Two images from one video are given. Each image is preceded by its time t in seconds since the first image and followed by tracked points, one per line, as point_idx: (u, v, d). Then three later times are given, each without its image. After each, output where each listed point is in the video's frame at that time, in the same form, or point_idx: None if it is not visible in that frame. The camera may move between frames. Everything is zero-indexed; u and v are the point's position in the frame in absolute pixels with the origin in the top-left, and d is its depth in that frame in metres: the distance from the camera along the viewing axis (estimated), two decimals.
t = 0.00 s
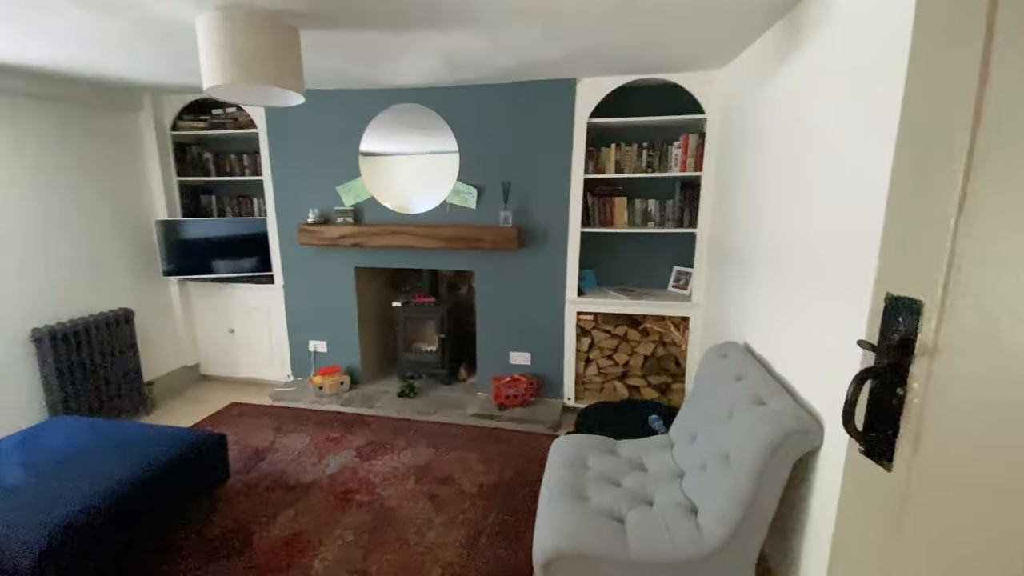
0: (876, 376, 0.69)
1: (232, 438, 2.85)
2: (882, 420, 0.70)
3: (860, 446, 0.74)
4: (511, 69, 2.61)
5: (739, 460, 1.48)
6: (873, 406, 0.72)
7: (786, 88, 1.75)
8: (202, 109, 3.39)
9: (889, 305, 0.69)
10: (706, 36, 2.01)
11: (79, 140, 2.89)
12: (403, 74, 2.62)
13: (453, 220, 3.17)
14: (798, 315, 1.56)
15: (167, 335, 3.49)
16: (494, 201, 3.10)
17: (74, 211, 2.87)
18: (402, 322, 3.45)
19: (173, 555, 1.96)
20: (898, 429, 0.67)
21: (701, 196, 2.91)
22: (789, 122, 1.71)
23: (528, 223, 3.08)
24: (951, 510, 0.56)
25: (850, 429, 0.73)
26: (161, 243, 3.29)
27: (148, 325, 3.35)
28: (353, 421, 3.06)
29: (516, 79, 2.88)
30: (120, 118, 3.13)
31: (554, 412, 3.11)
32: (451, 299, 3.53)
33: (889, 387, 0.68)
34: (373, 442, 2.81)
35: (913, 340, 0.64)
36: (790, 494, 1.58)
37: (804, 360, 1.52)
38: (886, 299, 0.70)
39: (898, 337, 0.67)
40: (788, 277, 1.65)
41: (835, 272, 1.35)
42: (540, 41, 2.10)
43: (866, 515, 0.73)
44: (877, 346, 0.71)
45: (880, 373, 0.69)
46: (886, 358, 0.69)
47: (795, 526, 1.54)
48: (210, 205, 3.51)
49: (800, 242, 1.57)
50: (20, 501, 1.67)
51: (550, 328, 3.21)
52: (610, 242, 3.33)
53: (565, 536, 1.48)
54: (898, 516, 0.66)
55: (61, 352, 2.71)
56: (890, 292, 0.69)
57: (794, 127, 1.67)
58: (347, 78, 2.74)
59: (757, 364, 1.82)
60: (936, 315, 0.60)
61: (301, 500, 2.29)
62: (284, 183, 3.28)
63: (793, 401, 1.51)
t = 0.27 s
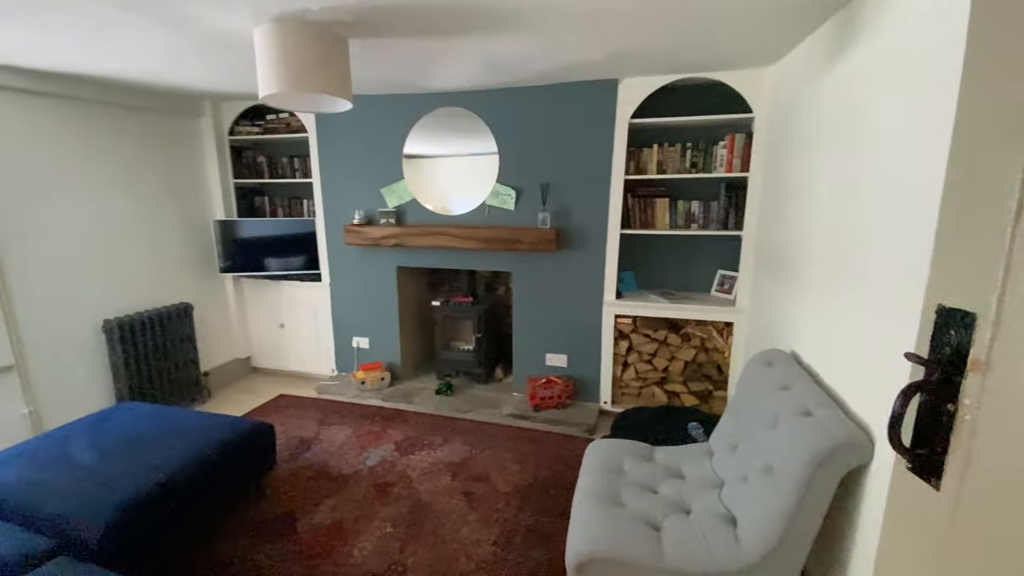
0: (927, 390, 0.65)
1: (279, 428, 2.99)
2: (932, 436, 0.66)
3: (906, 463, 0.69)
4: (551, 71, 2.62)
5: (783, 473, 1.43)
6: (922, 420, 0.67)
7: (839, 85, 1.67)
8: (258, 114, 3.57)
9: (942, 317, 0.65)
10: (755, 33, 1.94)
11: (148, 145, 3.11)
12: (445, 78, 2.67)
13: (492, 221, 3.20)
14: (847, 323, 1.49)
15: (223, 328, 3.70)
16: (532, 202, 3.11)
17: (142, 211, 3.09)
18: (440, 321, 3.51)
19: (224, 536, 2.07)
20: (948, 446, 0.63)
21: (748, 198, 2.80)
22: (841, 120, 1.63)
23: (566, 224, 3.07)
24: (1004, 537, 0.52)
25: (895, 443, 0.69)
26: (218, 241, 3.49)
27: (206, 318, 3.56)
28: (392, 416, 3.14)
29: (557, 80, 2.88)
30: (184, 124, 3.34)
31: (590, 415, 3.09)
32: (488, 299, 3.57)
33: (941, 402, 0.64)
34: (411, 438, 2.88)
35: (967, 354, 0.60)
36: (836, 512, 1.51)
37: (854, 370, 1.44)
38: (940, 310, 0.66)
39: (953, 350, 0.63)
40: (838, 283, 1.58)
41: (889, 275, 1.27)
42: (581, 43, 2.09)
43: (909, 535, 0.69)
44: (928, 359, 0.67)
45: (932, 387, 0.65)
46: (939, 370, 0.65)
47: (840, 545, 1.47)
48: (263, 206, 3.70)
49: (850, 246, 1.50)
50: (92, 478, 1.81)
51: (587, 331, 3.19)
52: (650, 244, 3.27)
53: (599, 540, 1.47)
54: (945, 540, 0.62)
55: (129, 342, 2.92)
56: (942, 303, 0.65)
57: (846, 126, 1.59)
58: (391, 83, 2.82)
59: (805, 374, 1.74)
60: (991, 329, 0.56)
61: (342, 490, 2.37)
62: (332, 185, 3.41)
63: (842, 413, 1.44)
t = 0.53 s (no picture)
0: (977, 398, 0.64)
1: (320, 419, 3.10)
2: (983, 446, 0.64)
3: (953, 473, 0.68)
4: (587, 71, 2.60)
5: (825, 484, 1.37)
6: (973, 431, 0.65)
7: (890, 79, 1.58)
8: (303, 118, 3.72)
9: (995, 323, 0.63)
10: (802, 26, 1.86)
11: (202, 148, 3.29)
12: (482, 80, 2.70)
13: (527, 221, 3.21)
14: (896, 328, 1.42)
15: (269, 323, 3.87)
16: (568, 203, 3.09)
17: (196, 211, 3.27)
18: (474, 320, 3.55)
19: (267, 520, 2.17)
20: (1001, 456, 0.61)
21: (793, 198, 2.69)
22: (891, 116, 1.56)
23: (602, 225, 3.04)
24: None
25: (942, 454, 0.68)
26: (265, 240, 3.65)
27: (253, 313, 3.74)
28: (426, 412, 3.20)
29: (593, 79, 2.86)
30: (236, 129, 3.52)
31: (623, 418, 3.04)
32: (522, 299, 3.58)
33: (992, 411, 0.63)
34: (444, 434, 2.92)
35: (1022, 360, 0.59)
36: (883, 529, 1.43)
37: (903, 379, 1.37)
38: (992, 315, 0.64)
39: (1003, 358, 0.62)
40: (885, 286, 1.51)
41: (941, 279, 1.20)
42: (618, 42, 2.07)
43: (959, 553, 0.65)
44: (977, 366, 0.65)
45: (981, 397, 0.64)
46: (988, 378, 0.63)
47: (888, 564, 1.39)
48: (308, 206, 3.85)
49: (898, 247, 1.44)
50: (147, 460, 1.94)
51: (621, 333, 3.15)
52: (689, 245, 3.20)
53: (629, 544, 1.45)
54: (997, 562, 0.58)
55: (182, 334, 3.10)
56: (997, 308, 0.63)
57: (897, 121, 1.51)
58: (430, 86, 2.87)
59: (851, 382, 1.66)
60: None
61: (377, 483, 2.44)
62: (372, 186, 3.50)
63: (890, 424, 1.36)
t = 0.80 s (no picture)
0: None
1: (354, 414, 3.19)
2: None
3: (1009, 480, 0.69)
4: (623, 70, 2.57)
5: (866, 497, 1.31)
6: None
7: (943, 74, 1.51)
8: (343, 121, 3.83)
9: None
10: (850, 20, 1.79)
11: (248, 151, 3.44)
12: (516, 82, 2.71)
13: (559, 222, 3.21)
14: (946, 336, 1.35)
15: (308, 319, 4.01)
16: (601, 203, 3.07)
17: (242, 211, 3.42)
18: (505, 320, 3.57)
19: (303, 509, 2.25)
20: None
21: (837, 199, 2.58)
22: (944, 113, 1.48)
23: (635, 226, 3.00)
24: None
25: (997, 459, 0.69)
26: (305, 239, 3.78)
27: (293, 309, 3.88)
28: (456, 410, 3.24)
29: (629, 79, 2.83)
30: (279, 132, 3.66)
31: (654, 423, 2.99)
32: (553, 300, 3.57)
33: None
34: (473, 432, 2.95)
35: None
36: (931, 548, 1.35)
37: (953, 390, 1.30)
38: None
39: None
40: (935, 292, 1.43)
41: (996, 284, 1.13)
42: (654, 40, 2.04)
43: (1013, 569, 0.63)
44: None
45: None
46: None
47: None
48: (346, 206, 3.96)
49: (950, 251, 1.36)
50: (194, 447, 2.05)
51: (654, 336, 3.10)
52: (725, 247, 3.12)
53: (658, 550, 1.43)
54: None
55: (226, 328, 3.25)
56: None
57: (950, 118, 1.44)
58: (464, 88, 2.91)
59: (896, 391, 1.58)
60: None
61: (408, 477, 2.49)
62: (407, 187, 3.58)
63: (938, 437, 1.29)
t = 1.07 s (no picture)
0: None
1: (383, 411, 3.26)
2: None
3: None
4: (654, 71, 2.55)
5: (903, 511, 1.26)
6: None
7: (992, 70, 1.44)
8: (376, 125, 3.93)
9: None
10: (894, 16, 1.72)
11: (286, 155, 3.57)
12: (546, 84, 2.72)
13: (587, 224, 3.20)
14: (994, 346, 1.28)
15: (340, 317, 4.13)
16: (630, 205, 3.05)
17: (279, 212, 3.55)
18: (532, 321, 3.58)
19: (333, 502, 2.32)
20: None
21: (878, 201, 2.48)
22: (992, 110, 1.41)
23: (665, 228, 2.96)
24: None
25: None
26: (339, 240, 3.89)
27: (327, 308, 4.00)
28: (483, 409, 3.27)
29: (660, 79, 2.80)
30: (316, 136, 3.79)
31: (683, 428, 2.95)
32: (580, 302, 3.56)
33: None
34: (499, 432, 2.97)
35: None
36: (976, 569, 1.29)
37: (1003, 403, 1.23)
38: None
39: None
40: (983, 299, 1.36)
41: None
42: (688, 40, 2.01)
43: None
44: None
45: None
46: None
47: None
48: (378, 208, 4.05)
49: (999, 256, 1.29)
50: (232, 439, 2.14)
51: (683, 339, 3.05)
52: (759, 250, 3.04)
53: (685, 557, 1.41)
54: None
55: (264, 325, 3.38)
56: None
57: (999, 117, 1.37)
58: (494, 91, 2.94)
59: (938, 403, 1.51)
60: None
61: (435, 475, 2.53)
62: (437, 189, 3.64)
63: (983, 451, 1.23)
